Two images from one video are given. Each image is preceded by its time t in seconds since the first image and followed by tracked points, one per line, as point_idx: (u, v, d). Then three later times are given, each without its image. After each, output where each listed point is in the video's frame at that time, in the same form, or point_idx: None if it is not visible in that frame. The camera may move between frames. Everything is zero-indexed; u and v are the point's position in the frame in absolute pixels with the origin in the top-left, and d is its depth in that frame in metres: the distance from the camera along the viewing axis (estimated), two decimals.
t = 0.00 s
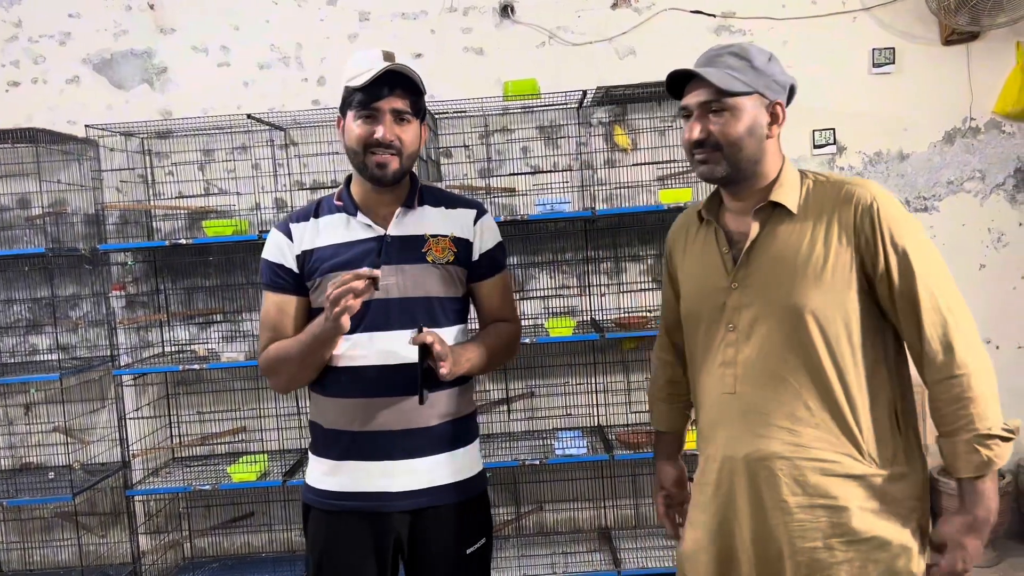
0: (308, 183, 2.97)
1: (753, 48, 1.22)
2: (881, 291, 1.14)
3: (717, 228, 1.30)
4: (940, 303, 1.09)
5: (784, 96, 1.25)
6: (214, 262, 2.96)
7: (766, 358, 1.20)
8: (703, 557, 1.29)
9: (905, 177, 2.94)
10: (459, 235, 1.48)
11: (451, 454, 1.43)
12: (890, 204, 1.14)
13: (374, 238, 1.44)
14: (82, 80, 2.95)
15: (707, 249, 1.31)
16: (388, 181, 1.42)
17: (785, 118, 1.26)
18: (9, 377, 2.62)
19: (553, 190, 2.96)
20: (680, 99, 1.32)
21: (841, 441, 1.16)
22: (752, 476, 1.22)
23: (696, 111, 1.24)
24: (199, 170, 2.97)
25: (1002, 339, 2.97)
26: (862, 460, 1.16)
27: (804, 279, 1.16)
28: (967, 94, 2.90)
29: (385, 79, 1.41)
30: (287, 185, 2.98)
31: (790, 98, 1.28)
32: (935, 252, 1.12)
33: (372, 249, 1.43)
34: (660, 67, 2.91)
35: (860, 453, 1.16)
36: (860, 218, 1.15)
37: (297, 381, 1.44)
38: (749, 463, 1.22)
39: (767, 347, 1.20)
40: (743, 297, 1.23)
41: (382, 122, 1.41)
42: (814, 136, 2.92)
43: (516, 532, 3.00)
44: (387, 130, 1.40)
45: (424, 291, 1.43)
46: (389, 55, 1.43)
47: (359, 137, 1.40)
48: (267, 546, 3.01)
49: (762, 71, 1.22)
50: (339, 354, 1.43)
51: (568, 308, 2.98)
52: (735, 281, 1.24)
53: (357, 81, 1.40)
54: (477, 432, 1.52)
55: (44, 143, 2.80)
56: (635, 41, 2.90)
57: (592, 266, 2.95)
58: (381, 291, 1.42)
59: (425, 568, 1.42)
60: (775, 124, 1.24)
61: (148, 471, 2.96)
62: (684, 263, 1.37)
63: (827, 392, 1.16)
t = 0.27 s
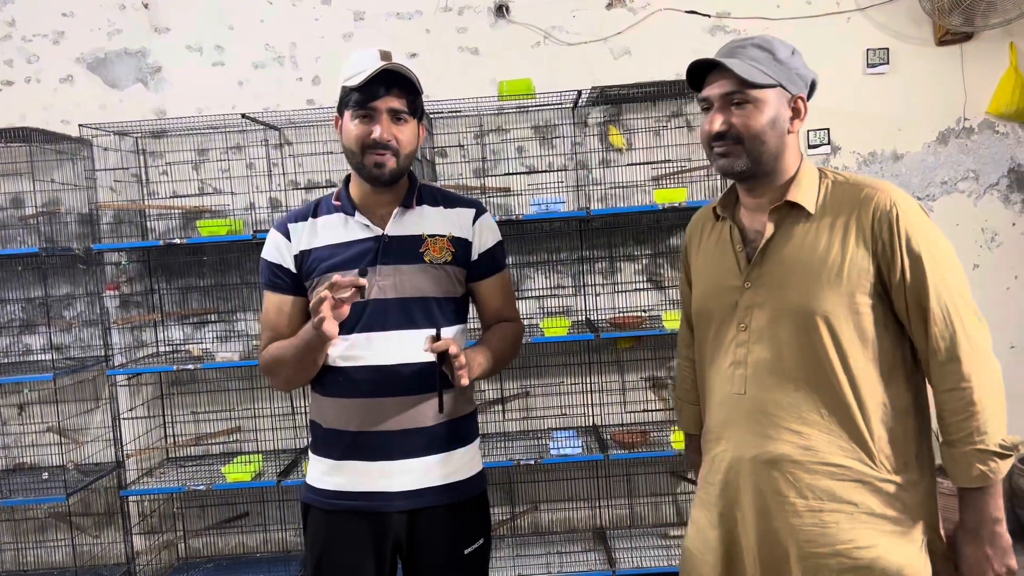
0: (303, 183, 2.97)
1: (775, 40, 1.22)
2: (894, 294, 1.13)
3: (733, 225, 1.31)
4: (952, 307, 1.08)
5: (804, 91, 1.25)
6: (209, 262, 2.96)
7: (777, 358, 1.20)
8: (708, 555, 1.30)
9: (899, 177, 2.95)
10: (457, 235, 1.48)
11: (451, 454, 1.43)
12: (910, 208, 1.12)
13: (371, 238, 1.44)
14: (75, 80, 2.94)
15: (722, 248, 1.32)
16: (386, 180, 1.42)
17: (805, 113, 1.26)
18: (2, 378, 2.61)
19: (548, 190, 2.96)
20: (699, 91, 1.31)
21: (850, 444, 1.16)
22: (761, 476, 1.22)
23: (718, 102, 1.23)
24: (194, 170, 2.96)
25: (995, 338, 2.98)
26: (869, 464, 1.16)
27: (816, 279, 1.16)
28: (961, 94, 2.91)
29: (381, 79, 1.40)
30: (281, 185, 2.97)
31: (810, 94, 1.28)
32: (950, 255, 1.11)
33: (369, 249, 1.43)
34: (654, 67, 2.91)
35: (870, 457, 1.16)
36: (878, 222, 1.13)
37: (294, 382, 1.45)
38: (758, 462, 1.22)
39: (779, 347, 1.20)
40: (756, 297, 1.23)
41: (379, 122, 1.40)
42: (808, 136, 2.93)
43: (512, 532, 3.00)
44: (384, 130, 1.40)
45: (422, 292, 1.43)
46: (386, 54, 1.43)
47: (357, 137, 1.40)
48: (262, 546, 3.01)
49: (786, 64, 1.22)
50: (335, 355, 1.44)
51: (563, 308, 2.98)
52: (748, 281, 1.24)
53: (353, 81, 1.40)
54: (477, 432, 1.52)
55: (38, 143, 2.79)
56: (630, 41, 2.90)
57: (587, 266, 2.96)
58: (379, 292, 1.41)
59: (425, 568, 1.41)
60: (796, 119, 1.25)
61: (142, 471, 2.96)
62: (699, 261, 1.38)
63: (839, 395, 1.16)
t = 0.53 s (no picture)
0: (297, 182, 2.96)
1: (776, 40, 1.22)
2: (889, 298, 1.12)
3: (733, 226, 1.31)
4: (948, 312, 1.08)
5: (806, 92, 1.26)
6: (203, 261, 2.95)
7: (776, 359, 1.20)
8: (703, 553, 1.31)
9: (894, 177, 2.96)
10: (458, 234, 1.48)
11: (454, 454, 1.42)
12: (911, 214, 1.12)
13: (373, 238, 1.44)
14: (69, 78, 2.93)
15: (722, 247, 1.32)
16: (387, 180, 1.42)
17: (807, 113, 1.26)
18: None
19: (543, 189, 2.96)
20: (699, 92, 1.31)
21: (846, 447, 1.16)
22: (758, 477, 1.22)
23: (720, 104, 1.23)
24: (188, 169, 2.96)
25: (989, 339, 2.99)
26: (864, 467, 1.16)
27: (816, 281, 1.16)
28: (955, 95, 2.91)
29: (382, 78, 1.40)
30: (276, 184, 2.97)
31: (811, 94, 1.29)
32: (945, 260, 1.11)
33: (371, 249, 1.43)
34: (650, 67, 2.91)
35: (865, 459, 1.16)
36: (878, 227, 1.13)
37: (298, 382, 1.45)
38: (756, 463, 1.23)
39: (778, 348, 1.20)
40: (755, 298, 1.23)
41: (380, 122, 1.40)
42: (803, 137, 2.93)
43: (507, 532, 3.01)
44: (385, 129, 1.40)
45: (423, 291, 1.43)
46: (388, 54, 1.43)
47: (359, 136, 1.40)
48: (256, 546, 3.00)
49: (787, 65, 1.22)
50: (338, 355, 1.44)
51: (558, 308, 2.98)
52: (748, 282, 1.24)
53: (355, 80, 1.40)
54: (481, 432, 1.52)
55: (31, 141, 2.78)
56: (625, 41, 2.90)
57: (582, 265, 2.96)
58: (380, 291, 1.41)
59: (430, 567, 1.41)
60: (797, 120, 1.25)
61: (136, 470, 2.95)
62: (699, 260, 1.38)
63: (836, 397, 1.16)
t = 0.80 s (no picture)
0: (293, 180, 2.95)
1: (760, 39, 1.22)
2: (869, 296, 1.13)
3: (717, 224, 1.32)
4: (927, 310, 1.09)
5: (790, 91, 1.25)
6: (198, 259, 2.94)
7: (759, 357, 1.20)
8: (688, 548, 1.31)
9: (888, 177, 2.96)
10: (473, 230, 1.48)
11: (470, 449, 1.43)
12: (892, 213, 1.13)
13: (389, 235, 1.43)
14: (64, 75, 2.92)
15: (709, 247, 1.32)
16: (405, 181, 1.42)
17: (790, 113, 1.26)
18: None
19: (539, 188, 2.96)
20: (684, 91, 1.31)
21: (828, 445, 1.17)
22: (740, 474, 1.23)
23: (702, 103, 1.23)
24: (184, 166, 2.95)
25: (982, 339, 3.00)
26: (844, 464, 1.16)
27: (798, 280, 1.17)
28: (950, 96, 2.93)
29: (401, 78, 1.39)
30: (272, 182, 2.96)
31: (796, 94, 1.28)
32: (922, 259, 1.12)
33: (387, 246, 1.42)
34: (646, 66, 2.91)
35: (844, 456, 1.16)
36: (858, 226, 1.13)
37: (313, 379, 1.44)
38: (739, 460, 1.23)
39: (761, 345, 1.20)
40: (739, 297, 1.23)
41: (398, 122, 1.40)
42: (799, 136, 2.94)
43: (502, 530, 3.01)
44: (403, 130, 1.39)
45: (438, 288, 1.43)
46: (405, 54, 1.42)
47: (376, 137, 1.40)
48: (251, 544, 3.00)
49: (770, 65, 1.21)
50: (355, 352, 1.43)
51: (555, 306, 2.98)
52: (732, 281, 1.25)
53: (373, 80, 1.39)
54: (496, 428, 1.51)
55: (26, 138, 2.77)
56: (621, 40, 2.90)
57: (578, 264, 2.96)
58: (396, 288, 1.41)
59: (446, 562, 1.42)
60: (781, 119, 1.25)
61: (131, 469, 2.95)
62: (685, 259, 1.38)
63: (818, 395, 1.16)
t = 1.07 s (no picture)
0: (288, 178, 2.95)
1: (735, 40, 1.23)
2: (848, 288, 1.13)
3: (690, 223, 1.33)
4: (906, 302, 1.08)
5: (763, 94, 1.26)
6: (193, 257, 2.94)
7: (732, 354, 1.21)
8: (668, 544, 1.32)
9: (884, 177, 2.97)
10: (487, 229, 1.48)
11: (481, 446, 1.42)
12: (863, 205, 1.14)
13: (403, 233, 1.43)
14: (59, 72, 2.91)
15: (683, 246, 1.33)
16: (424, 187, 1.43)
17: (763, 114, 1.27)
18: None
19: (535, 187, 2.96)
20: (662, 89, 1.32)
21: (801, 439, 1.17)
22: (715, 471, 1.23)
23: (678, 99, 1.24)
24: (179, 164, 2.94)
25: (976, 338, 3.01)
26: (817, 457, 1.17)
27: (772, 277, 1.17)
28: (945, 96, 2.93)
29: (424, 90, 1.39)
30: (267, 180, 2.95)
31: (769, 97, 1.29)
32: (906, 250, 1.10)
33: (401, 244, 1.42)
34: (642, 65, 2.92)
35: (819, 451, 1.17)
36: (829, 219, 1.14)
37: (327, 376, 1.44)
38: (714, 458, 1.23)
39: (734, 343, 1.21)
40: (713, 294, 1.24)
41: (419, 132, 1.40)
42: (795, 136, 2.94)
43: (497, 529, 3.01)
44: (425, 141, 1.39)
45: (451, 285, 1.43)
46: (424, 57, 1.43)
47: (397, 145, 1.40)
48: (245, 543, 2.99)
49: (747, 65, 1.22)
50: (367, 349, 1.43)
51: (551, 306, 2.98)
52: (706, 278, 1.25)
53: (394, 92, 1.38)
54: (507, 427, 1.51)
55: (20, 135, 2.76)
56: (617, 40, 2.91)
57: (575, 264, 2.96)
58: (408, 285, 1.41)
59: (453, 561, 1.41)
60: (754, 120, 1.25)
61: (125, 467, 2.94)
62: (659, 258, 1.39)
63: (789, 391, 1.17)
